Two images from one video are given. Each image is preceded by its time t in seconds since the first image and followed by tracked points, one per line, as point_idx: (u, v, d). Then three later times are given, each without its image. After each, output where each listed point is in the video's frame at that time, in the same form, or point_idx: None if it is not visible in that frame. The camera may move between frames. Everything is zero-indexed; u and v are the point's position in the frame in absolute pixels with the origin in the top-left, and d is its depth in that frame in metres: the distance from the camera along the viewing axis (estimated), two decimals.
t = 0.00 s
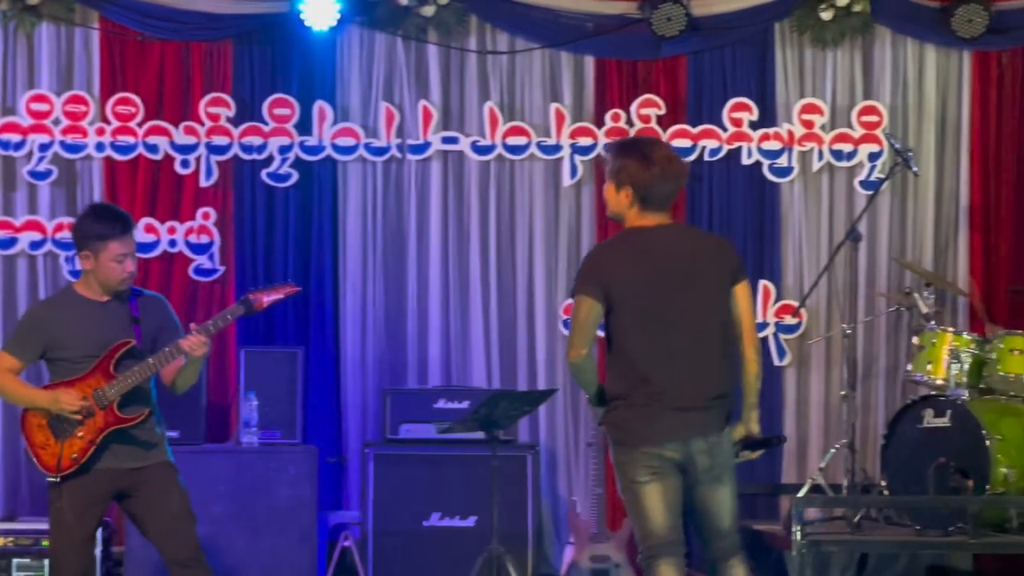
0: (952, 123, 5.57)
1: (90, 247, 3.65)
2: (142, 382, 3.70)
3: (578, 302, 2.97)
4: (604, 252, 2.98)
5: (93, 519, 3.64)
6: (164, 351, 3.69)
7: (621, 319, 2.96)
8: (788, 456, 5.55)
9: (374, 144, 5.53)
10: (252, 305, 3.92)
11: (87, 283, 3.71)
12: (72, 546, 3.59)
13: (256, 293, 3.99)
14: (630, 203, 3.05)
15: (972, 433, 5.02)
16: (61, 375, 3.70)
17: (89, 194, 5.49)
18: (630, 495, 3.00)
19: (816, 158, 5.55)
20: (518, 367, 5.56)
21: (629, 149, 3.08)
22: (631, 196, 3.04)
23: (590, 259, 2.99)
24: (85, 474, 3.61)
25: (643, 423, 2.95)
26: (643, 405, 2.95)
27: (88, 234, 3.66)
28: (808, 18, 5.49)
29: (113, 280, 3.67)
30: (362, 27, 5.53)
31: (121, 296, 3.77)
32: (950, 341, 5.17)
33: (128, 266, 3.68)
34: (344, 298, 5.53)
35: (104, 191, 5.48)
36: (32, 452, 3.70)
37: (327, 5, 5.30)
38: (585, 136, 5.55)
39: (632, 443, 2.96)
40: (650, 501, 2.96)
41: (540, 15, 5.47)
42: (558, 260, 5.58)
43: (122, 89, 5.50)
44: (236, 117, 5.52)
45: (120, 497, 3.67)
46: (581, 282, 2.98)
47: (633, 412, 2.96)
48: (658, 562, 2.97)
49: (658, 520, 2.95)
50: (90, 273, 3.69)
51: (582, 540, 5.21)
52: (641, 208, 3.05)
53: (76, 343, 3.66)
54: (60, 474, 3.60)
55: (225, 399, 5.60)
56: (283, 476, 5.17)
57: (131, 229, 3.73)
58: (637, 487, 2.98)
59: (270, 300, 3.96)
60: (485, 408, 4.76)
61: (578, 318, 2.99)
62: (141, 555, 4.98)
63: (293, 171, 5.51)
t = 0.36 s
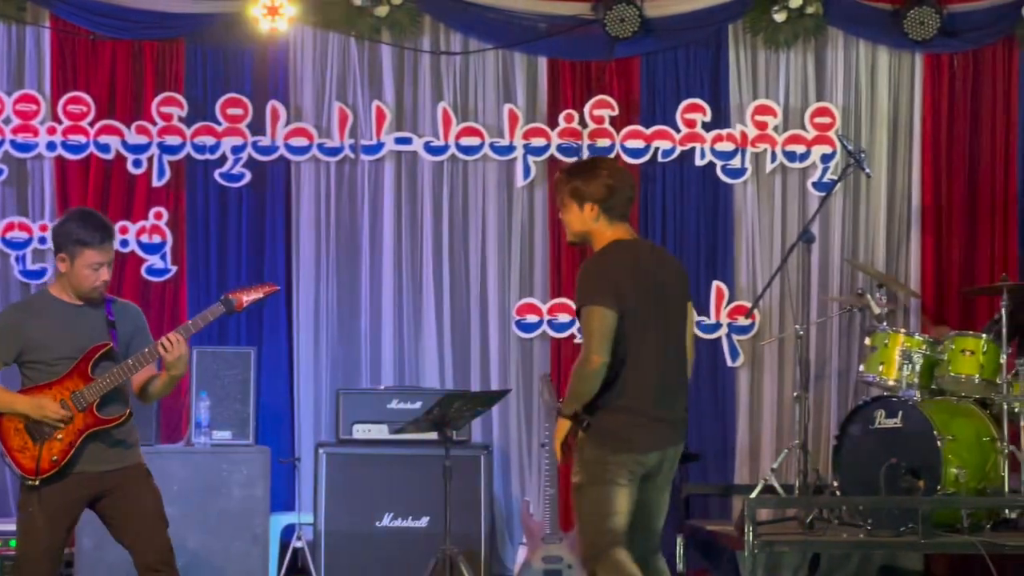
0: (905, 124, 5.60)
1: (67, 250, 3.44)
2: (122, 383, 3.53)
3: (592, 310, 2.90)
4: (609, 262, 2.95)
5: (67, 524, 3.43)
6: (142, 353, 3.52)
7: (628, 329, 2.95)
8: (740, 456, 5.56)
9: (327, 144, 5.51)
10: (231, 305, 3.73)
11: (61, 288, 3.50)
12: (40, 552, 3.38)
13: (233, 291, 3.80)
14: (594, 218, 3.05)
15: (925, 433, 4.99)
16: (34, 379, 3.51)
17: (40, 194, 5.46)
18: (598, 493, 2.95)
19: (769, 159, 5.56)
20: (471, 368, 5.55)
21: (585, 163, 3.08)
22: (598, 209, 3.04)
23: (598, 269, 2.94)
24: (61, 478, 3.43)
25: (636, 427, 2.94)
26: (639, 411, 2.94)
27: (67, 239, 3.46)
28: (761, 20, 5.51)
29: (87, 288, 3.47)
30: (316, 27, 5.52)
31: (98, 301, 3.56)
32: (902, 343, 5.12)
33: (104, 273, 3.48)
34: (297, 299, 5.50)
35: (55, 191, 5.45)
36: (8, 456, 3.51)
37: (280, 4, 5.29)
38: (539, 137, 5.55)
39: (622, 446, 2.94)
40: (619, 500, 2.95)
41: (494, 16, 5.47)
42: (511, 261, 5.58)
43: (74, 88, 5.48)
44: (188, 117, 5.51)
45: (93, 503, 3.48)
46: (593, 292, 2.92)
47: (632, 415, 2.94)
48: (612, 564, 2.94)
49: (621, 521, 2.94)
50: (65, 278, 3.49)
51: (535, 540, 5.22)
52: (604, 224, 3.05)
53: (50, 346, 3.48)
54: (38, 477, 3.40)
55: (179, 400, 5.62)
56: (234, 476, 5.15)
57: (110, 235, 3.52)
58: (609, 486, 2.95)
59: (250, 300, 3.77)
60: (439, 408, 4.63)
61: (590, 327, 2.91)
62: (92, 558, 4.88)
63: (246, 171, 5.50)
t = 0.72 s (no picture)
0: (882, 124, 5.60)
1: (65, 246, 3.44)
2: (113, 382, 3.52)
3: (581, 295, 3.00)
4: (590, 251, 3.08)
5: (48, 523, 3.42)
6: (136, 353, 3.50)
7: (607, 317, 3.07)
8: (717, 456, 5.56)
9: (304, 144, 5.50)
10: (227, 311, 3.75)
11: (55, 283, 3.48)
12: (23, 547, 3.40)
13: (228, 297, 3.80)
14: (564, 217, 3.15)
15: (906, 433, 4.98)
16: (24, 372, 3.49)
17: (16, 193, 5.46)
18: (561, 490, 3.03)
19: (747, 159, 5.56)
20: (449, 368, 5.55)
21: (558, 164, 3.18)
22: (570, 208, 3.14)
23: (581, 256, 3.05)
24: (48, 475, 3.42)
25: (611, 428, 3.03)
26: (616, 413, 3.05)
27: (63, 232, 3.46)
28: (738, 20, 5.50)
29: (85, 283, 3.46)
30: (294, 27, 5.52)
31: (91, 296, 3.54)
32: (880, 342, 5.10)
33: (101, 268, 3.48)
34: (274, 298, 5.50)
35: (32, 191, 5.45)
36: None
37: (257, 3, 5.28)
38: (516, 137, 5.55)
39: (596, 445, 3.02)
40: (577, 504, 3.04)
41: (471, 16, 5.48)
42: (489, 261, 5.57)
43: (51, 87, 5.47)
44: (166, 117, 5.50)
45: (78, 501, 3.46)
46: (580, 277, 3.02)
47: (609, 415, 3.04)
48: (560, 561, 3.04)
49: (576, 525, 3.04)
50: (62, 274, 3.47)
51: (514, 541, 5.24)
52: (570, 224, 3.15)
53: (43, 340, 3.46)
54: (22, 471, 3.39)
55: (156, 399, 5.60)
56: (212, 476, 5.16)
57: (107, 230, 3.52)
58: (575, 485, 3.03)
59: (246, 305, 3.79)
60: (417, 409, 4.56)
61: (579, 310, 3.00)
62: (67, 560, 4.91)
63: (224, 171, 5.50)
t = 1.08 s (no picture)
0: (881, 124, 5.60)
1: (67, 247, 3.45)
2: (116, 386, 3.53)
3: (533, 321, 2.95)
4: (538, 273, 3.03)
5: (50, 521, 3.43)
6: (138, 356, 3.50)
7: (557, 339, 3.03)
8: (716, 456, 5.57)
9: (304, 144, 5.51)
10: (233, 313, 3.84)
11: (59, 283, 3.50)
12: (26, 548, 3.39)
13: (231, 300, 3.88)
14: (513, 229, 3.12)
15: (905, 433, 4.99)
16: (27, 374, 3.50)
17: (16, 194, 5.46)
18: (515, 495, 3.00)
19: (745, 159, 5.57)
20: (448, 368, 5.55)
21: (507, 176, 3.15)
22: (519, 220, 3.12)
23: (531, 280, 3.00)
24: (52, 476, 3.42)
25: (563, 432, 3.03)
26: (569, 418, 3.04)
27: (68, 235, 3.47)
28: (737, 21, 5.51)
29: (88, 284, 3.47)
30: (293, 27, 5.50)
31: (93, 297, 3.54)
32: (879, 343, 5.12)
33: (105, 270, 3.48)
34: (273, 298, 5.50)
35: (31, 191, 5.46)
36: None
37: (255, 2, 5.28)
38: (515, 137, 5.55)
39: (548, 450, 3.01)
40: (530, 506, 3.01)
41: (470, 16, 5.48)
42: (489, 261, 5.57)
43: (50, 87, 5.47)
44: (165, 117, 5.50)
45: (81, 501, 3.47)
46: (531, 303, 2.97)
47: (559, 421, 3.03)
48: (516, 567, 3.00)
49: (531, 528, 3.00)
50: (65, 275, 3.49)
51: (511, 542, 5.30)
52: (519, 236, 3.13)
53: (46, 341, 3.47)
54: (26, 474, 3.39)
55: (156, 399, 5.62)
56: (211, 476, 5.19)
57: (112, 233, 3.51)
58: (529, 488, 3.00)
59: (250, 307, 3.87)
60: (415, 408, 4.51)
61: (532, 339, 2.95)
62: (67, 559, 4.88)
63: (223, 171, 5.50)
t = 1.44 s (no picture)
0: (902, 123, 5.60)
1: (88, 242, 3.58)
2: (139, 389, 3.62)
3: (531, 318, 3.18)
4: (526, 275, 3.26)
5: (72, 523, 3.52)
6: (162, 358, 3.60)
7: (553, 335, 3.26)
8: (737, 456, 5.58)
9: (325, 144, 5.51)
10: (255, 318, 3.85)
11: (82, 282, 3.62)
12: (50, 547, 3.49)
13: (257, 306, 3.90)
14: (488, 233, 3.34)
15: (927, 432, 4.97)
16: (52, 376, 3.61)
17: (38, 195, 5.48)
18: (510, 489, 3.23)
19: (766, 159, 5.57)
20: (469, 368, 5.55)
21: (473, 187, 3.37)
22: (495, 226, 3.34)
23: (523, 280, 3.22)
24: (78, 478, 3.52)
25: (550, 424, 3.30)
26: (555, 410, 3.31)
27: (87, 231, 3.60)
28: (757, 21, 5.49)
29: (109, 279, 3.57)
30: (313, 27, 5.51)
31: (116, 298, 3.65)
32: (900, 342, 5.10)
33: (125, 265, 3.58)
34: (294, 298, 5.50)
35: (53, 192, 5.47)
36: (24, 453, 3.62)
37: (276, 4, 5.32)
38: (536, 137, 5.55)
39: (538, 442, 3.27)
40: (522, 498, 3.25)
41: (490, 17, 5.49)
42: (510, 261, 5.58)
43: (72, 88, 5.49)
44: (186, 118, 5.51)
45: (105, 501, 3.56)
46: (528, 302, 3.20)
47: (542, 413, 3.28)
48: (514, 557, 3.22)
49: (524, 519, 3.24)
50: (87, 272, 3.61)
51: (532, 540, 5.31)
52: (494, 239, 3.35)
53: (70, 343, 3.57)
54: (49, 475, 3.50)
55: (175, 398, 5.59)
56: (232, 476, 5.22)
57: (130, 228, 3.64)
58: (520, 482, 3.24)
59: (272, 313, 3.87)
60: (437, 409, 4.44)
61: (532, 331, 3.17)
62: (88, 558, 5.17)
63: (244, 171, 5.50)
